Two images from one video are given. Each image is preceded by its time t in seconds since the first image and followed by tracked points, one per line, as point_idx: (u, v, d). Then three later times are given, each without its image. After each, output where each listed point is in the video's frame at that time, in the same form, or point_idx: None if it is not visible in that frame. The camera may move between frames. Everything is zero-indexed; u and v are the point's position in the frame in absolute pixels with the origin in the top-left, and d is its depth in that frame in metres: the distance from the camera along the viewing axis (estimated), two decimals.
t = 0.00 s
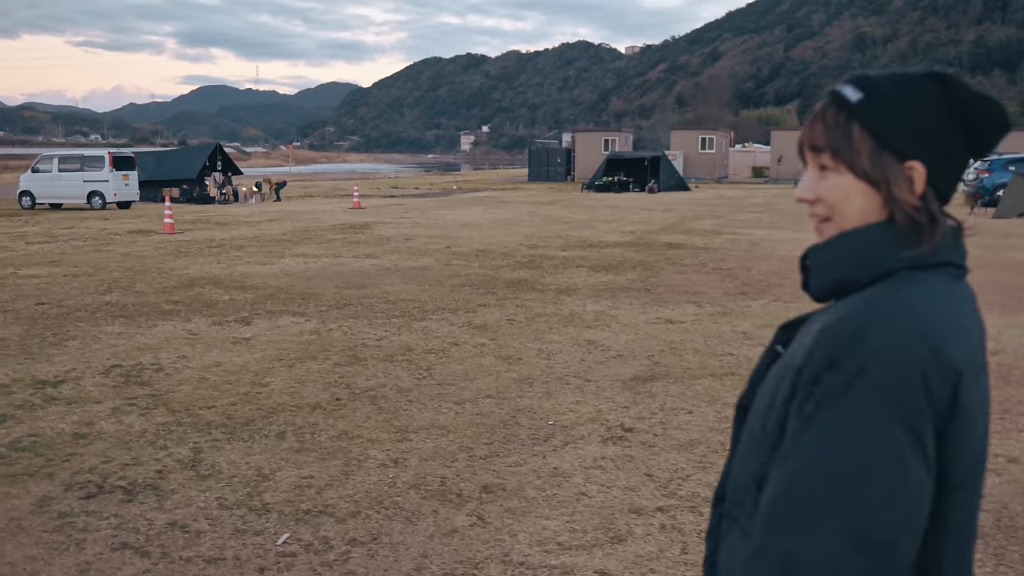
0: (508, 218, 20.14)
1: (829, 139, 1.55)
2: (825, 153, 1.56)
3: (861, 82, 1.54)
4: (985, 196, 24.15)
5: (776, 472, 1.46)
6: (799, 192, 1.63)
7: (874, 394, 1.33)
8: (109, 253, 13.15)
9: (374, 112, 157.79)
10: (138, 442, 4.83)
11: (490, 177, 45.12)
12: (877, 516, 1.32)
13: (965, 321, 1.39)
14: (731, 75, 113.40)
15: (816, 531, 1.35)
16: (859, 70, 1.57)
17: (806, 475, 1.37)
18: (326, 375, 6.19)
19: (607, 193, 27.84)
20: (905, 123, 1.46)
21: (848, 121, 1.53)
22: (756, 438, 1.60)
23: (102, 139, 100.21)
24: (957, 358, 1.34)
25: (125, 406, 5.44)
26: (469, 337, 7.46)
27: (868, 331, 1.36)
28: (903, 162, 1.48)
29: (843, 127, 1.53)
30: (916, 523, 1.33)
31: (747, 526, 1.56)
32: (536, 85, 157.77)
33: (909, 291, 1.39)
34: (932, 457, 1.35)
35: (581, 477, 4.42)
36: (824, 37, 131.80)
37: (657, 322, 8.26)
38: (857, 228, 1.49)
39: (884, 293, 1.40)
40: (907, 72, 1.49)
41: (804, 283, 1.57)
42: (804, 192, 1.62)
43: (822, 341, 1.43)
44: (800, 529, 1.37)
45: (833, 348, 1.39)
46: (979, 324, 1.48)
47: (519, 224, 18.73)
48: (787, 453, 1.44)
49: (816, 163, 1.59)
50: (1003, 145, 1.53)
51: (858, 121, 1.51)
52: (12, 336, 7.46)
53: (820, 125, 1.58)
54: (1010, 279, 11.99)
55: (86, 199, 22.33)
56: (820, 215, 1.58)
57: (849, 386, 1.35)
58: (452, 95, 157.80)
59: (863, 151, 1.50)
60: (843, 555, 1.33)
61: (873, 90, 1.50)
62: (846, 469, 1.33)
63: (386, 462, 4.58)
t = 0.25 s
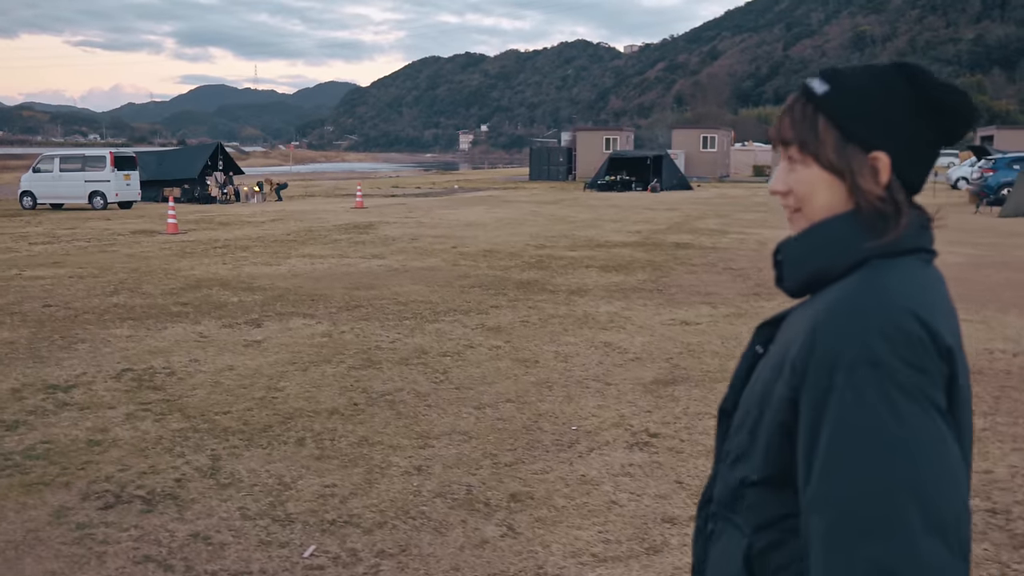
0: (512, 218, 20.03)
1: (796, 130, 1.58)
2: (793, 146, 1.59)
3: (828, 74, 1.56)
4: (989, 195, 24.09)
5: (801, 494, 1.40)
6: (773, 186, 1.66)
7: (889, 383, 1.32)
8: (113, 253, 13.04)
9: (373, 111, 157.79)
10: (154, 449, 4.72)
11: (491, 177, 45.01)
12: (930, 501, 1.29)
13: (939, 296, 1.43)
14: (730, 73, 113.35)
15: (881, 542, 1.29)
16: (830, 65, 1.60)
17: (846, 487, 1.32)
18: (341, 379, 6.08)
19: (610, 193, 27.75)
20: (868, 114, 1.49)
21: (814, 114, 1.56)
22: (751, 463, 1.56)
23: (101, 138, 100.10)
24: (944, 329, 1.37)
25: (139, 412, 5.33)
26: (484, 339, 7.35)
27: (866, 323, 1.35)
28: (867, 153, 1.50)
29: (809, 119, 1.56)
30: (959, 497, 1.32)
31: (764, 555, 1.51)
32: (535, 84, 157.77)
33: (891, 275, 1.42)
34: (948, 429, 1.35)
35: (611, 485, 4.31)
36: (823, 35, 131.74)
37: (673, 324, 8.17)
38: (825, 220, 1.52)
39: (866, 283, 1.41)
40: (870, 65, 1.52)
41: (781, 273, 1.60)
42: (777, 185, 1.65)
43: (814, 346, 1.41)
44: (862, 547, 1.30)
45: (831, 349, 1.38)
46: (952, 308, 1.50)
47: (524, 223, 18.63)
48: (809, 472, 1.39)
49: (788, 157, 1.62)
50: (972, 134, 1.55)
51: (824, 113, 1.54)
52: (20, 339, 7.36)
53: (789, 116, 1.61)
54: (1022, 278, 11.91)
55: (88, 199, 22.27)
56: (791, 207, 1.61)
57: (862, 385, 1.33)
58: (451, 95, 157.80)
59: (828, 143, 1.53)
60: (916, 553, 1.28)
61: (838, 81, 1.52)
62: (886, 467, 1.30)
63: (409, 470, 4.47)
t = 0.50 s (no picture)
0: (520, 217, 19.97)
1: (764, 149, 1.55)
2: (761, 167, 1.57)
3: (797, 89, 1.51)
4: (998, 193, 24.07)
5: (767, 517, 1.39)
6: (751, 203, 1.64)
7: (856, 405, 1.30)
8: (122, 255, 12.98)
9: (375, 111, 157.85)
10: (175, 456, 4.63)
11: (495, 176, 44.94)
12: (888, 525, 1.28)
13: (912, 315, 1.41)
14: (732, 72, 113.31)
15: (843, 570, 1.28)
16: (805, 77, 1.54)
17: (806, 511, 1.31)
18: (361, 384, 5.98)
19: (616, 193, 27.73)
20: (825, 136, 1.44)
21: (781, 132, 1.52)
22: (724, 487, 1.55)
23: (104, 139, 100.21)
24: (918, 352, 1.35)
25: (157, 417, 5.23)
26: (502, 342, 7.28)
27: (832, 345, 1.34)
28: (825, 177, 1.46)
29: (776, 138, 1.53)
30: (923, 523, 1.31)
31: None
32: (537, 84, 157.79)
33: (861, 296, 1.39)
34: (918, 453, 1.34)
35: (644, 493, 4.21)
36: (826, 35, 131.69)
37: (692, 326, 8.11)
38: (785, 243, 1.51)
39: (837, 302, 1.40)
40: (836, 80, 1.46)
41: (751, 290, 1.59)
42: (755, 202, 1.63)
43: (782, 367, 1.40)
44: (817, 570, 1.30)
45: (800, 370, 1.36)
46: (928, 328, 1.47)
47: (533, 223, 18.56)
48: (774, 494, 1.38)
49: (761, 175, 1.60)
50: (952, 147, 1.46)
51: (787, 133, 1.50)
52: (33, 343, 7.27)
53: (763, 131, 1.58)
54: None
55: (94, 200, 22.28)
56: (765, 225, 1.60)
57: (827, 407, 1.32)
58: (453, 94, 157.80)
59: (788, 167, 1.50)
60: None
61: (801, 100, 1.47)
62: (846, 492, 1.29)
63: (437, 478, 4.38)
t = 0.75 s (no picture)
0: (526, 217, 19.92)
1: (725, 135, 1.54)
2: (721, 151, 1.55)
3: (761, 75, 1.49)
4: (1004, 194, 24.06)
5: (700, 497, 1.42)
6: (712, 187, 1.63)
7: (790, 401, 1.31)
8: (129, 254, 12.89)
9: (377, 110, 157.80)
10: (194, 460, 4.55)
11: (497, 176, 44.84)
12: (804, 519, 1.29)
13: (861, 308, 1.40)
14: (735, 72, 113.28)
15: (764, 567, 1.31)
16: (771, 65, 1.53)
17: (736, 502, 1.33)
18: (379, 386, 5.91)
19: (621, 193, 27.69)
20: (784, 125, 1.43)
21: (742, 118, 1.50)
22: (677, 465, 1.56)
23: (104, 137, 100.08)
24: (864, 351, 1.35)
25: (175, 420, 5.15)
26: (519, 343, 7.21)
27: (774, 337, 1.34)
28: (782, 165, 1.45)
29: (735, 125, 1.51)
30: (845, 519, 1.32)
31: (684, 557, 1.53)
32: (539, 83, 157.76)
33: (812, 288, 1.39)
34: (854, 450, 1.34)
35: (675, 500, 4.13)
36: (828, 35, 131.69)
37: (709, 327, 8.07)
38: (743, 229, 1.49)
39: (785, 292, 1.40)
40: (800, 67, 1.44)
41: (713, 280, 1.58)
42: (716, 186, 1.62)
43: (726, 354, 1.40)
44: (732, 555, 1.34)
45: (742, 359, 1.37)
46: (884, 320, 1.45)
47: (540, 223, 18.50)
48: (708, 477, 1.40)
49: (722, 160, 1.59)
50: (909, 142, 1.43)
51: (747, 118, 1.49)
52: (45, 343, 7.19)
53: (725, 117, 1.56)
54: None
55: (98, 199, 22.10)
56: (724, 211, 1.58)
57: (763, 397, 1.33)
58: (455, 94, 157.76)
59: (746, 152, 1.49)
60: None
61: (764, 87, 1.45)
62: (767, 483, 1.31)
63: (463, 483, 4.30)
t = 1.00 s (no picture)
0: (532, 217, 19.87)
1: (698, 135, 1.49)
2: (695, 150, 1.50)
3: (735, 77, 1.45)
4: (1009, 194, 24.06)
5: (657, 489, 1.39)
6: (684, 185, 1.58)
7: (738, 396, 1.27)
8: (136, 255, 12.82)
9: (377, 109, 157.78)
10: (217, 466, 4.47)
11: (499, 176, 44.79)
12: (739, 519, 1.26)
13: (823, 304, 1.35)
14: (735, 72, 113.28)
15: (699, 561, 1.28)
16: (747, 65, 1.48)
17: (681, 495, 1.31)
18: (399, 389, 5.83)
19: (626, 192, 27.66)
20: (762, 127, 1.39)
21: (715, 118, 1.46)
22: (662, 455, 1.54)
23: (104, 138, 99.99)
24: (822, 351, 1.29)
25: (194, 425, 5.07)
26: (537, 346, 7.13)
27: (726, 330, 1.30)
28: (758, 166, 1.41)
29: (711, 125, 1.47)
30: (783, 523, 1.27)
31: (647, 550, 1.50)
32: (539, 83, 157.78)
33: (776, 286, 1.33)
34: (808, 453, 1.29)
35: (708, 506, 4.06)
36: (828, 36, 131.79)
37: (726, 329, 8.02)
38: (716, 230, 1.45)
39: (746, 289, 1.35)
40: (774, 69, 1.40)
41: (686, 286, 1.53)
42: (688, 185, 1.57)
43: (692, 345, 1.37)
44: (665, 545, 1.32)
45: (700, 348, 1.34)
46: (857, 322, 1.40)
47: (546, 223, 18.45)
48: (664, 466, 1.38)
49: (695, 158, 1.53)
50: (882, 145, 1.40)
51: (722, 117, 1.44)
52: (57, 346, 7.10)
53: (696, 119, 1.52)
54: None
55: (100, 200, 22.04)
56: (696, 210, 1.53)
57: (713, 389, 1.30)
58: (455, 94, 157.77)
59: (721, 152, 1.45)
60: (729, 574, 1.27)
61: (738, 89, 1.42)
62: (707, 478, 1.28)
63: (491, 489, 4.22)
